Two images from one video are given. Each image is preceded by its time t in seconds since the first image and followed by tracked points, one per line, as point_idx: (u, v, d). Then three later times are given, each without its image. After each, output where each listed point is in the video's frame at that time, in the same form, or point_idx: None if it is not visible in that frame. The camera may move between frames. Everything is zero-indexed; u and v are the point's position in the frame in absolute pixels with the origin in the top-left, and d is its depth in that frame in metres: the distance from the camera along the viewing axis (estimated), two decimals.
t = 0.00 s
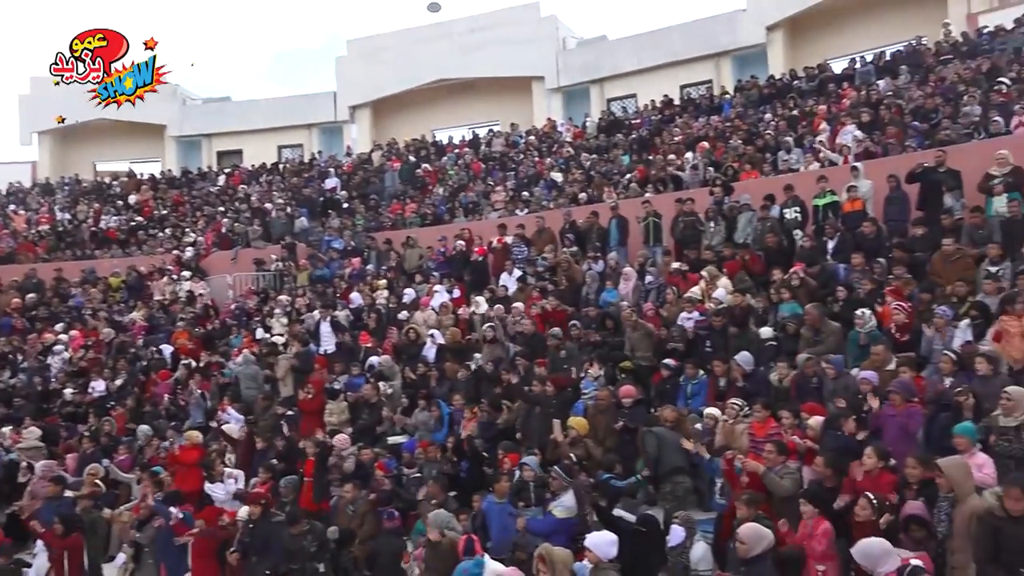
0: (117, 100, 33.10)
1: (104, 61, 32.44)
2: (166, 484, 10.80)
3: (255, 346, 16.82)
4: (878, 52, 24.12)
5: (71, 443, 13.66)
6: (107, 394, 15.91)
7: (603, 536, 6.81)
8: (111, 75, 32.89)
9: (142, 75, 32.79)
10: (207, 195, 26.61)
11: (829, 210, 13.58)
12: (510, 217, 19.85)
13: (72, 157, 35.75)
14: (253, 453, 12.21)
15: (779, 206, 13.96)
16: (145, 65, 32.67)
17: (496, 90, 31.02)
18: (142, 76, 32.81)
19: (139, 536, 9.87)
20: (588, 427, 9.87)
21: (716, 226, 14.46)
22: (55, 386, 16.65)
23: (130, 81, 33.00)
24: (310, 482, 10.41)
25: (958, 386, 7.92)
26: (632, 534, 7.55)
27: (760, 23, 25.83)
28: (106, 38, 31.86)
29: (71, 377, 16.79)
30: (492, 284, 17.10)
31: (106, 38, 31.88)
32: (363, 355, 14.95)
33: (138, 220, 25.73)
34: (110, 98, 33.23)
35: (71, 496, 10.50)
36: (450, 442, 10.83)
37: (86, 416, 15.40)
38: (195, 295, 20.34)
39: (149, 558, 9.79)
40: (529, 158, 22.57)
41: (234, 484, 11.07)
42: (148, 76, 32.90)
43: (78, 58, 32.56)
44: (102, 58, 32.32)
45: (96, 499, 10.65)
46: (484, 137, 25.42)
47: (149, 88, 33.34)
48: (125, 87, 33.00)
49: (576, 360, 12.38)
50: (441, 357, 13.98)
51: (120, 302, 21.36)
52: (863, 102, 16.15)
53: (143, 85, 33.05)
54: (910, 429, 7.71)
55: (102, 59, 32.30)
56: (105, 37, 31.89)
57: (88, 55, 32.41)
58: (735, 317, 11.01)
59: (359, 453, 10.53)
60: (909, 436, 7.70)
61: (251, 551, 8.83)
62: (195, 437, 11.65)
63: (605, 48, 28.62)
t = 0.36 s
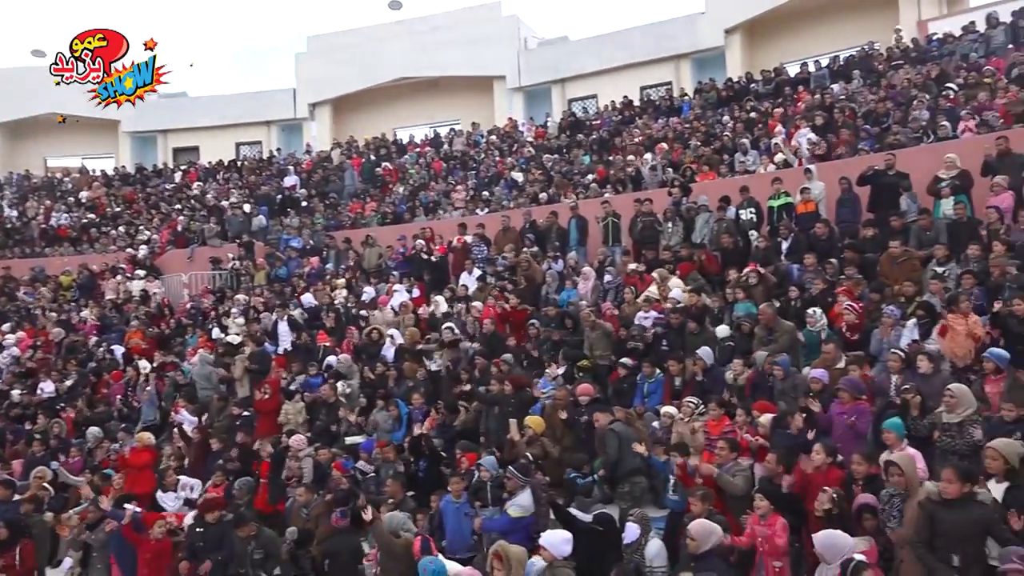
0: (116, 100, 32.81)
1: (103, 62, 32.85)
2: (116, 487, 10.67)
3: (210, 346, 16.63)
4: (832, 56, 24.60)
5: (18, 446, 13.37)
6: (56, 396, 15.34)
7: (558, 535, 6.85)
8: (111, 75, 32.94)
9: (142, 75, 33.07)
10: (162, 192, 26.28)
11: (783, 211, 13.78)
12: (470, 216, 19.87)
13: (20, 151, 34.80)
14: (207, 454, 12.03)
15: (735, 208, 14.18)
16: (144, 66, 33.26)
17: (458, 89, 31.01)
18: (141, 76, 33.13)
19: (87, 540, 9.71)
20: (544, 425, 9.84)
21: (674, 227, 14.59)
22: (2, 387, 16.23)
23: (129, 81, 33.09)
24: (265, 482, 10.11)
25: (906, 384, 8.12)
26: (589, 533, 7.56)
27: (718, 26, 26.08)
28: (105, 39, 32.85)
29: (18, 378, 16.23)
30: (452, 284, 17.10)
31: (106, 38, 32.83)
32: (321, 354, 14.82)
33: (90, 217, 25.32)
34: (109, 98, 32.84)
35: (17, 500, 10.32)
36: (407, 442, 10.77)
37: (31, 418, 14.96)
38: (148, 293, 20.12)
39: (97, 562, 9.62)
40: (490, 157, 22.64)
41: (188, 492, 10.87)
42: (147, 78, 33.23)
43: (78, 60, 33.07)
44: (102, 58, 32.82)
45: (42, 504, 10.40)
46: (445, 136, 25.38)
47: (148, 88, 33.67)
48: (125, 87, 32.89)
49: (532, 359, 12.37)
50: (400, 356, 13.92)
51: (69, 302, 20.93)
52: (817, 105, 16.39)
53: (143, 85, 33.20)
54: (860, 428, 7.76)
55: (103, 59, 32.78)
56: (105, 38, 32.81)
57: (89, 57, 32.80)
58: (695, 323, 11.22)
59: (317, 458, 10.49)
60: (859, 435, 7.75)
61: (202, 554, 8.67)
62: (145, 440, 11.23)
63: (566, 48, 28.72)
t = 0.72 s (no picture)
0: (116, 99, 31.90)
1: (103, 61, 31.91)
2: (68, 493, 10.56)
3: (166, 348, 16.41)
4: (790, 60, 24.96)
5: None
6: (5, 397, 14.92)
7: (513, 534, 6.92)
8: (110, 74, 32.00)
9: (142, 75, 32.10)
10: (117, 191, 25.87)
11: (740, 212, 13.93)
12: (432, 216, 19.82)
13: None
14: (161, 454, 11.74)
15: (694, 209, 14.31)
16: (145, 66, 32.29)
17: (421, 88, 30.97)
18: (142, 76, 32.13)
19: (36, 548, 9.63)
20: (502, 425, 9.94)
21: (634, 228, 14.69)
22: None
23: (129, 81, 32.12)
24: (225, 486, 10.14)
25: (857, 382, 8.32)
26: (548, 538, 7.56)
27: (679, 29, 26.33)
28: (106, 38, 31.83)
29: None
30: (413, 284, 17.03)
31: (106, 37, 31.86)
32: (279, 355, 14.68)
33: (43, 215, 24.80)
34: (109, 98, 31.93)
35: None
36: (365, 442, 10.73)
37: None
38: (102, 294, 19.86)
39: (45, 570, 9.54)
40: (453, 158, 22.65)
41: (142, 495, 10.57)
42: (148, 77, 32.23)
43: (79, 60, 32.19)
44: (102, 58, 31.88)
45: None
46: (408, 136, 25.28)
47: (148, 88, 32.67)
48: (125, 87, 31.97)
49: (492, 357, 12.40)
50: (360, 358, 13.86)
51: (20, 302, 20.44)
52: (775, 109, 16.60)
53: (143, 86, 32.18)
54: (809, 426, 7.89)
55: (103, 59, 31.84)
56: (104, 37, 31.85)
57: (88, 56, 31.91)
58: (654, 323, 11.34)
59: (274, 458, 10.34)
60: (809, 433, 7.87)
61: (156, 558, 8.58)
62: (98, 443, 11.23)
63: (529, 49, 28.78)
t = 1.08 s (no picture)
0: (116, 100, 31.64)
1: (103, 62, 31.78)
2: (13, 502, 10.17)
3: (117, 348, 16.14)
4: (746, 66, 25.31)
5: None
6: None
7: (467, 535, 6.94)
8: (111, 75, 31.78)
9: (143, 75, 31.93)
10: (68, 189, 25.41)
11: (696, 214, 14.17)
12: (391, 216, 19.75)
13: None
14: (111, 456, 11.57)
15: (651, 211, 14.42)
16: (145, 66, 32.13)
17: (383, 87, 30.83)
18: (143, 76, 32.00)
19: None
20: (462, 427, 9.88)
21: (592, 229, 14.78)
22: None
23: (129, 81, 32.02)
24: (174, 488, 9.88)
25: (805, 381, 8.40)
26: (504, 541, 7.62)
27: (639, 33, 26.56)
28: (106, 39, 31.88)
29: None
30: (371, 284, 16.95)
31: (106, 38, 31.88)
32: (234, 355, 14.51)
33: None
34: (109, 98, 31.59)
35: None
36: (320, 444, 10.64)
37: None
38: (51, 293, 19.42)
39: None
40: (413, 157, 22.63)
41: (88, 494, 10.55)
42: (149, 77, 32.04)
43: (76, 60, 31.35)
44: (102, 59, 31.74)
45: None
46: (367, 135, 25.15)
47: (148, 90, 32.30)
48: (125, 88, 31.79)
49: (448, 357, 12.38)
50: (317, 359, 13.76)
51: None
52: (731, 112, 16.82)
53: (144, 86, 32.08)
54: (761, 426, 8.01)
55: (103, 60, 31.70)
56: (104, 38, 31.86)
57: (88, 56, 31.53)
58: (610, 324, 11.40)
59: (227, 460, 10.23)
60: (758, 433, 8.00)
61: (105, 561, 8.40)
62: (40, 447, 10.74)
63: (490, 49, 28.78)
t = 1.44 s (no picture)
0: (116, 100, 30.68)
1: (103, 61, 30.42)
2: None
3: (61, 348, 15.82)
4: (699, 70, 25.53)
5: None
6: None
7: (415, 536, 6.93)
8: (111, 75, 30.67)
9: (142, 75, 30.88)
10: (13, 185, 24.81)
11: (649, 216, 14.27)
12: (345, 216, 19.63)
13: None
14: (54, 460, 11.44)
15: (605, 212, 14.48)
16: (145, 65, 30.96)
17: (341, 85, 30.50)
18: (142, 76, 30.93)
19: None
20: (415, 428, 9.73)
21: (547, 230, 14.84)
22: None
23: (129, 81, 30.93)
24: (118, 492, 9.95)
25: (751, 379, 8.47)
26: (455, 542, 7.62)
27: (596, 36, 26.73)
28: (107, 38, 29.97)
29: None
30: (324, 284, 16.81)
31: (106, 37, 29.99)
32: (183, 355, 14.32)
33: None
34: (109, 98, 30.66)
35: None
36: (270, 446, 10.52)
37: None
38: None
39: None
40: (369, 156, 22.53)
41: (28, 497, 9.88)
42: (148, 76, 31.06)
43: (76, 59, 30.16)
44: (102, 58, 30.33)
45: None
46: (322, 133, 24.95)
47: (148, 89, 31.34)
48: (125, 87, 30.74)
49: (401, 357, 12.34)
50: (268, 360, 13.62)
51: None
52: (684, 115, 16.99)
53: (143, 86, 31.02)
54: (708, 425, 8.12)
55: (103, 59, 30.31)
56: (105, 37, 30.00)
57: (87, 54, 30.19)
58: (563, 325, 11.47)
59: (173, 463, 10.03)
60: (706, 431, 8.11)
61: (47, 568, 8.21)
62: None
63: (447, 49, 28.77)
